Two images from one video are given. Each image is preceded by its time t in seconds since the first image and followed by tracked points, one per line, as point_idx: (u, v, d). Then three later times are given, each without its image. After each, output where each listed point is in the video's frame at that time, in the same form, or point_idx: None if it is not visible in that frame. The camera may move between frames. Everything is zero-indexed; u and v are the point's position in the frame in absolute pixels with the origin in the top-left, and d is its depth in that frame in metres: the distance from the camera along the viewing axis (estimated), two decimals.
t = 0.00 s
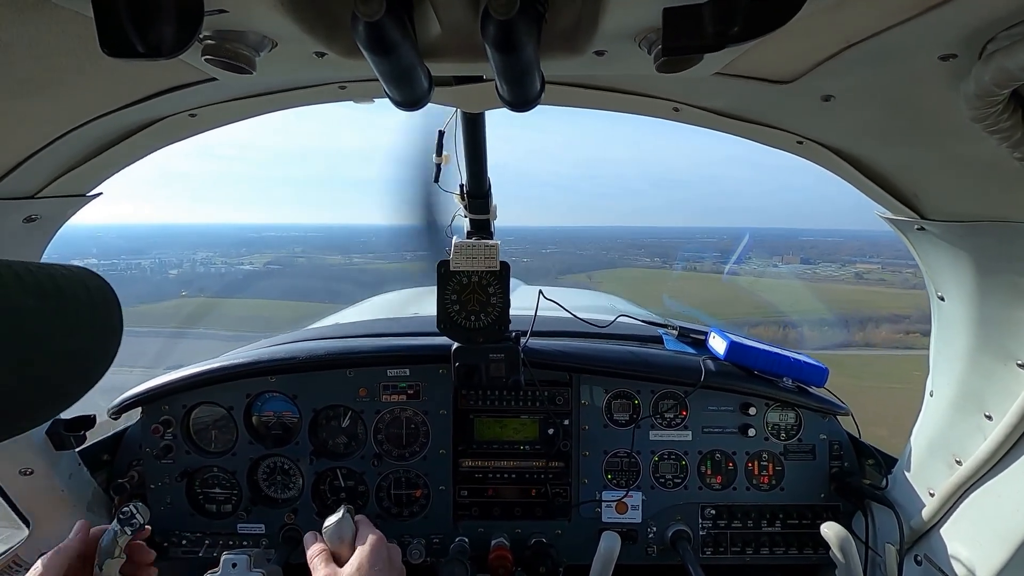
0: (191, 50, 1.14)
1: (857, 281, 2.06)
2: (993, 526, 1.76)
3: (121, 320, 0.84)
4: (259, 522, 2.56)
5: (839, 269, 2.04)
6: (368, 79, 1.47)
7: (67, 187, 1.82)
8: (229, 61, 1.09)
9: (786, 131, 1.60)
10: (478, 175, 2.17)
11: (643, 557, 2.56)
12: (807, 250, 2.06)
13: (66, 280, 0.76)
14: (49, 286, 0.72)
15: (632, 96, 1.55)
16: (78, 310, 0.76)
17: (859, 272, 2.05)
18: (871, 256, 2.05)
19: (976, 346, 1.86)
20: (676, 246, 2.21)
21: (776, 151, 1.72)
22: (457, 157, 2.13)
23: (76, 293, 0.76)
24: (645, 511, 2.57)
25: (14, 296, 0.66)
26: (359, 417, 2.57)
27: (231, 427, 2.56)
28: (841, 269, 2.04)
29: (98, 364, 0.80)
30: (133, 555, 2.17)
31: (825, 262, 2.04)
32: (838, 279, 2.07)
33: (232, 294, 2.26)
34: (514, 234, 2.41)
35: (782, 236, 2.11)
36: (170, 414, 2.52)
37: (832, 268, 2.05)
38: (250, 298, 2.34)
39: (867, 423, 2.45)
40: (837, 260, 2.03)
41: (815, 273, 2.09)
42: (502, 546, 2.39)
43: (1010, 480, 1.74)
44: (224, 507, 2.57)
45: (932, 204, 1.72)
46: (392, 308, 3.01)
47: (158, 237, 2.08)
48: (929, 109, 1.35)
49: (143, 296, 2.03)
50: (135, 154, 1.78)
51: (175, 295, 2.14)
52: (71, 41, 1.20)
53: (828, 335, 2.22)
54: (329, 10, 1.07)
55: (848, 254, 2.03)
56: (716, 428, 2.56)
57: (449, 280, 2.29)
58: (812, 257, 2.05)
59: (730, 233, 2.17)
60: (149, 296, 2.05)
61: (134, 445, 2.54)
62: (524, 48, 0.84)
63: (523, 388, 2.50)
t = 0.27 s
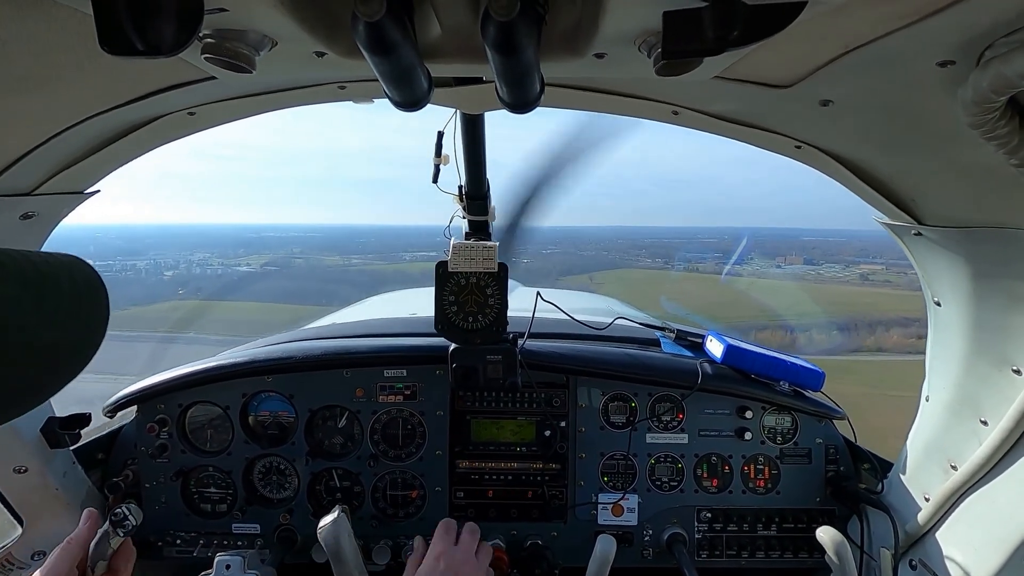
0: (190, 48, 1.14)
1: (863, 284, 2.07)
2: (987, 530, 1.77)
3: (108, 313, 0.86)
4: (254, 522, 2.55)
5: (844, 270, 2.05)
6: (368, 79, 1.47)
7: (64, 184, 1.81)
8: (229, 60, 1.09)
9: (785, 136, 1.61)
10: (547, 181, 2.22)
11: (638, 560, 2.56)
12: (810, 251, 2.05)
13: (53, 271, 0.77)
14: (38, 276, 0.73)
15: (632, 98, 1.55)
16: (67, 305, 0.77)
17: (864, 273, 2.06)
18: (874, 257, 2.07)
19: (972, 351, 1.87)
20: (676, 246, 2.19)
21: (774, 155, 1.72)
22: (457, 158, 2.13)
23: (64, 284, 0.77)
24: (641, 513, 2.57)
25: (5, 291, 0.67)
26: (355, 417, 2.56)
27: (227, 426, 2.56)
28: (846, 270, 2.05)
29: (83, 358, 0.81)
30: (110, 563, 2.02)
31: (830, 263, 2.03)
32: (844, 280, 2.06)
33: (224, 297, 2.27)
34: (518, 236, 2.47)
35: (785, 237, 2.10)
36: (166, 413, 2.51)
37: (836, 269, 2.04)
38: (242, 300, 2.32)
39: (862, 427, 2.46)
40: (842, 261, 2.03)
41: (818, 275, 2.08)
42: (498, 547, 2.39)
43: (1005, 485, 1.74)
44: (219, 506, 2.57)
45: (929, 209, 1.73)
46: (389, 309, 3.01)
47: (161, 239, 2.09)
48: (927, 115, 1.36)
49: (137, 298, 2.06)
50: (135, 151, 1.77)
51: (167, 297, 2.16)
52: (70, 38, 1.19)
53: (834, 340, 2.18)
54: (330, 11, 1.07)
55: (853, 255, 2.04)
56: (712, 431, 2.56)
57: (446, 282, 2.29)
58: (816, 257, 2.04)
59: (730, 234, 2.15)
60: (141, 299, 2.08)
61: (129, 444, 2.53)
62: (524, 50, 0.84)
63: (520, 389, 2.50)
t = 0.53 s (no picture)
0: (189, 44, 1.14)
1: (871, 285, 2.06)
2: (979, 534, 1.78)
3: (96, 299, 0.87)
4: (249, 519, 2.55)
5: (849, 271, 2.02)
6: (367, 77, 1.47)
7: (62, 177, 1.81)
8: (228, 56, 1.08)
9: (784, 139, 1.61)
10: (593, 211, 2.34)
11: (632, 561, 2.57)
12: (813, 251, 2.00)
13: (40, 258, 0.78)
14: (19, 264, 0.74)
15: (632, 99, 1.55)
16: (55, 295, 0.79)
17: (870, 275, 2.05)
18: (878, 257, 2.07)
19: (967, 356, 1.87)
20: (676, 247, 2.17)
21: (773, 157, 1.73)
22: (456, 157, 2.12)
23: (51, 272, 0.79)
24: (636, 514, 2.58)
25: None
26: (351, 415, 2.56)
27: (222, 422, 2.55)
28: (850, 271, 2.02)
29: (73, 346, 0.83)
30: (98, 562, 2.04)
31: (833, 264, 1.99)
32: (849, 282, 2.03)
33: (214, 300, 2.21)
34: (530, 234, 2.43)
35: (785, 237, 2.05)
36: (161, 409, 2.50)
37: (838, 269, 2.00)
38: (233, 303, 2.26)
39: (857, 430, 2.47)
40: (844, 262, 2.01)
41: (821, 276, 2.03)
42: (492, 547, 2.39)
43: (998, 489, 1.75)
44: (213, 503, 2.56)
45: (926, 214, 1.73)
46: (387, 306, 3.00)
47: (160, 239, 2.08)
48: (925, 120, 1.36)
49: (129, 300, 2.08)
50: (132, 146, 1.77)
51: (158, 300, 2.13)
52: (69, 32, 1.19)
53: (843, 344, 2.09)
54: (330, 8, 1.07)
55: (854, 256, 2.02)
56: (708, 433, 2.57)
57: (444, 280, 2.29)
58: (819, 257, 1.99)
59: (729, 235, 2.10)
60: (129, 301, 2.08)
61: (124, 439, 2.53)
62: (524, 49, 0.84)
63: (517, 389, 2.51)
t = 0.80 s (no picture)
0: (187, 41, 1.14)
1: (875, 288, 2.09)
2: (977, 532, 1.78)
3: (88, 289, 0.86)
4: (248, 517, 2.55)
5: (851, 273, 2.06)
6: (365, 75, 1.46)
7: (59, 176, 1.80)
8: (226, 54, 1.08)
9: (782, 137, 1.61)
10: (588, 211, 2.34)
11: (631, 558, 2.57)
12: (816, 253, 2.02)
13: (32, 252, 0.78)
14: (7, 257, 0.74)
15: (631, 97, 1.55)
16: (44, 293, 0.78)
17: (874, 276, 2.08)
18: (881, 259, 2.08)
19: (964, 354, 1.88)
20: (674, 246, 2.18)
21: (772, 155, 1.73)
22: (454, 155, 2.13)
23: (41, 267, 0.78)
24: (634, 511, 2.58)
25: None
26: (349, 413, 2.56)
27: (221, 420, 2.55)
28: (853, 272, 2.06)
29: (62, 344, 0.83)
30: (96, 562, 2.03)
31: (836, 265, 2.03)
32: (853, 283, 2.07)
33: (203, 301, 2.21)
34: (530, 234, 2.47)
35: (786, 239, 2.06)
36: (159, 407, 2.50)
37: (841, 271, 2.04)
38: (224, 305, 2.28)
39: (855, 428, 2.47)
40: (847, 263, 2.04)
41: (824, 277, 2.06)
42: (491, 545, 2.40)
43: (996, 487, 1.75)
44: (212, 501, 2.56)
45: (924, 212, 1.74)
46: (385, 305, 3.00)
47: (159, 237, 2.10)
48: (923, 118, 1.36)
49: (123, 299, 2.05)
50: (130, 144, 1.77)
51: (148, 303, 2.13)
52: (66, 29, 1.19)
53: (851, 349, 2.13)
54: (328, 5, 1.06)
55: (856, 256, 2.05)
56: (706, 430, 2.57)
57: (443, 279, 2.28)
58: (822, 259, 2.01)
59: (728, 236, 2.15)
60: (120, 304, 2.06)
61: (121, 438, 2.52)
62: (523, 47, 0.84)
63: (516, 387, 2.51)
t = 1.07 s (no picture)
0: (185, 42, 1.13)
1: (880, 290, 2.08)
2: (981, 525, 1.78)
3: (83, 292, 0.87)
4: (252, 517, 2.56)
5: (855, 274, 2.02)
6: (363, 74, 1.46)
7: (59, 178, 1.80)
8: (224, 55, 1.08)
9: (781, 131, 1.61)
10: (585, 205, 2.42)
11: (634, 554, 2.57)
12: (817, 254, 2.01)
13: (34, 258, 0.78)
14: (9, 263, 0.74)
15: (630, 93, 1.55)
16: (49, 297, 0.78)
17: (878, 278, 2.05)
18: (883, 260, 2.06)
19: (966, 347, 1.88)
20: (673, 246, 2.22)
21: (771, 150, 1.72)
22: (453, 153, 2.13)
23: (44, 272, 0.78)
24: (637, 508, 2.58)
25: None
26: (352, 412, 2.56)
27: (223, 421, 2.56)
28: (856, 274, 2.02)
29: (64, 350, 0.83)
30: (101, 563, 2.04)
31: (837, 267, 2.00)
32: (857, 285, 2.03)
33: (202, 305, 2.20)
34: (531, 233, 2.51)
35: (785, 240, 2.06)
36: (162, 408, 2.50)
37: (842, 272, 2.01)
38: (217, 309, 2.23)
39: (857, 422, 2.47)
40: (849, 264, 2.00)
41: (825, 278, 2.04)
42: (494, 542, 2.41)
43: (999, 479, 1.75)
44: (216, 501, 2.57)
45: (925, 205, 1.73)
46: (387, 304, 3.00)
47: (158, 239, 2.12)
48: (924, 111, 1.36)
49: (121, 301, 2.04)
50: (130, 145, 1.76)
51: (139, 305, 2.12)
52: (64, 31, 1.19)
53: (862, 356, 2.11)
54: (325, 5, 1.06)
55: (858, 259, 2.01)
56: (708, 426, 2.57)
57: (444, 277, 2.28)
58: (824, 260, 2.00)
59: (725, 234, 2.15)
60: (111, 305, 2.00)
61: (125, 439, 2.53)
62: (521, 44, 0.84)
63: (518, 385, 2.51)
